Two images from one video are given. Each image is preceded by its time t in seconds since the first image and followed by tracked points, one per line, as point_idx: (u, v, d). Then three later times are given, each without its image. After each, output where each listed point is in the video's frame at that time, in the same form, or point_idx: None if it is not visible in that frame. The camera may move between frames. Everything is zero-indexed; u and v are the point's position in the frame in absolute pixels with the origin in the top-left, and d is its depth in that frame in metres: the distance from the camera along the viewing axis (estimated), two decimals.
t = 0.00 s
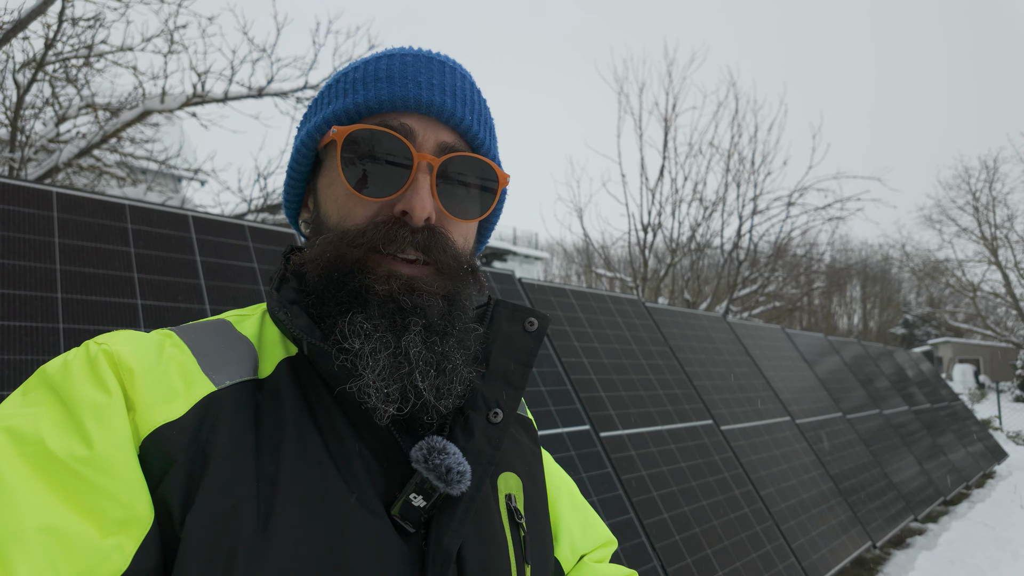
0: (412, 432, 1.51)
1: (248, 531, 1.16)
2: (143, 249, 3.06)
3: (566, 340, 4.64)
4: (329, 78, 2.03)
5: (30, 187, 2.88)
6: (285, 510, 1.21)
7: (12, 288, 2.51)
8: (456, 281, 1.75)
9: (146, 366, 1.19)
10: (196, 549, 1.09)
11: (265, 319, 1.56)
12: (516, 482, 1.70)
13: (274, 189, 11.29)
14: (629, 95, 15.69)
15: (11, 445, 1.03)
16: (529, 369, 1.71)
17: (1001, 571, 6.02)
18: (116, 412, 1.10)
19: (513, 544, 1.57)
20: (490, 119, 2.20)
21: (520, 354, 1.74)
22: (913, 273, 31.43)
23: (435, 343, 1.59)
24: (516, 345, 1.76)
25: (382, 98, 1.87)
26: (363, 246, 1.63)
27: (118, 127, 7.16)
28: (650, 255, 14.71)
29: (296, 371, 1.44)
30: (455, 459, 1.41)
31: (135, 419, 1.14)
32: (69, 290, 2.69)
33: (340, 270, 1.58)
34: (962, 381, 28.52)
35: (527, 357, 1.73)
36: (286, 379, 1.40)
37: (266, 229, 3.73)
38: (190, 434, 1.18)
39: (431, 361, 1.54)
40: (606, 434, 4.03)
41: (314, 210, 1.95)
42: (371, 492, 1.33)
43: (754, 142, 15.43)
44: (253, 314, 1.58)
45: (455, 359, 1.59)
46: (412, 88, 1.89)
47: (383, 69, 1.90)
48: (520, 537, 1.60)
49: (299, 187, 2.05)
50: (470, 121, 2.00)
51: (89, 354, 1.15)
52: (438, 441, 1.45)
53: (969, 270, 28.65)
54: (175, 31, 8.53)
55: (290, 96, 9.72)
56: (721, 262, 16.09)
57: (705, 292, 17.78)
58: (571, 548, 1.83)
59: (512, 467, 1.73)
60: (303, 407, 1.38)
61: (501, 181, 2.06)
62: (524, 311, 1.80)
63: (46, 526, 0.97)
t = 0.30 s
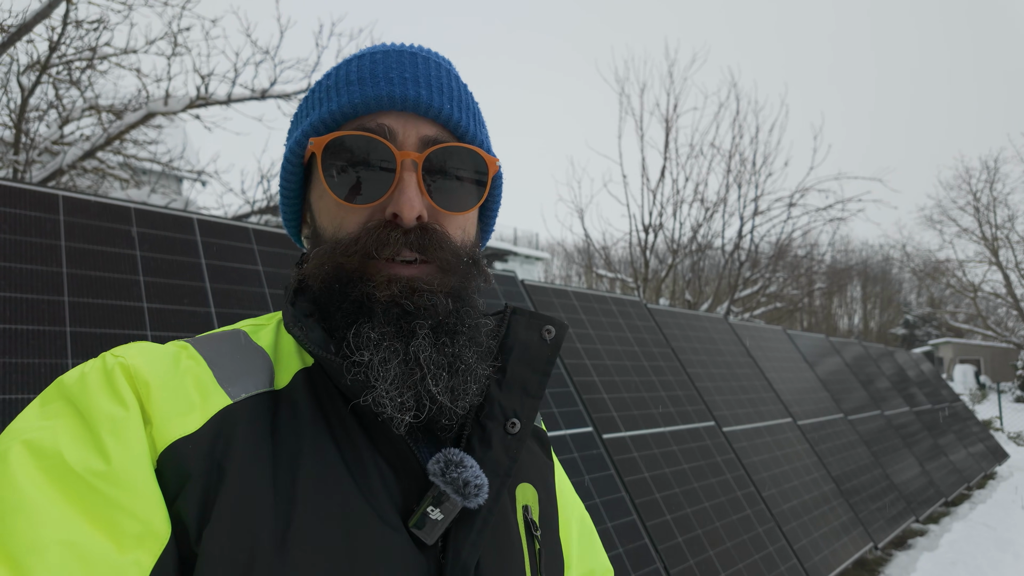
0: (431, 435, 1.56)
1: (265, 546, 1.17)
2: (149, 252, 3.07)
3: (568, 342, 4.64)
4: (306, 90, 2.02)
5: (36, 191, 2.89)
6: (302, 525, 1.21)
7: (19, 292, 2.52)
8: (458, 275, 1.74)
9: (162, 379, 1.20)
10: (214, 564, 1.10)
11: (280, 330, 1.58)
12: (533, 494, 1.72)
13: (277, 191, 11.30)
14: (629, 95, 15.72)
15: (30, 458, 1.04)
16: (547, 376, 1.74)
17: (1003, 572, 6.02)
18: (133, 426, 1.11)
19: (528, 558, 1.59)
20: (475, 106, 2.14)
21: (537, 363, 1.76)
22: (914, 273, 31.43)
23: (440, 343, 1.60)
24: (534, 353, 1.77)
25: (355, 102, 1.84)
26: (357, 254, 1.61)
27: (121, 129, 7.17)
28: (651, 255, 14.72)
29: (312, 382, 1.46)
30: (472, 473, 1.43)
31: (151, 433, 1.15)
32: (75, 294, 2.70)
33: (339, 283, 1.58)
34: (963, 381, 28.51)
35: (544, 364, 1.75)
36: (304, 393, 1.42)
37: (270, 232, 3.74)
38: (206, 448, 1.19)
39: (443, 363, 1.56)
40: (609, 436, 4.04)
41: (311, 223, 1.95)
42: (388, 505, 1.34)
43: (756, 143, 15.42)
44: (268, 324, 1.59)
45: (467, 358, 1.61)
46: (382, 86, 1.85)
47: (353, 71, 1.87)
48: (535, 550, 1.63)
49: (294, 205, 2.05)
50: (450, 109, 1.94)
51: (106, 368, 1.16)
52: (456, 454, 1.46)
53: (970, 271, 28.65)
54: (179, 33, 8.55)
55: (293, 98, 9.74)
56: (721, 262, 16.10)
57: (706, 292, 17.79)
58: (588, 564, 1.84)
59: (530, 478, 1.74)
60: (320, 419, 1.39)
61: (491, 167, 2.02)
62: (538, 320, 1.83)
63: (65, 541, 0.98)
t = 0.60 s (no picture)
0: (446, 435, 1.58)
1: (281, 544, 1.18)
2: (155, 255, 3.09)
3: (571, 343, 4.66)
4: (330, 87, 2.05)
5: (43, 195, 2.91)
6: (317, 523, 1.23)
7: (27, 294, 2.54)
8: (476, 277, 1.74)
9: (186, 372, 1.21)
10: (231, 559, 1.11)
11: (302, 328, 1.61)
12: (551, 499, 1.76)
13: (279, 193, 11.32)
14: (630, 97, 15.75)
15: (62, 446, 1.06)
16: (566, 383, 1.78)
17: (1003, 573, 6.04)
18: (159, 417, 1.12)
19: (544, 562, 1.62)
20: (499, 103, 2.15)
21: (557, 368, 1.80)
22: (915, 273, 31.47)
23: (455, 345, 1.61)
24: (556, 359, 1.82)
25: (375, 100, 1.86)
26: (375, 254, 1.63)
27: (125, 131, 7.20)
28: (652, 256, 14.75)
29: (332, 378, 1.49)
30: (486, 476, 1.45)
31: (175, 424, 1.16)
32: (83, 296, 2.72)
33: (356, 282, 1.60)
34: (962, 381, 28.54)
35: (565, 370, 1.80)
36: (325, 388, 1.45)
37: (274, 234, 3.76)
38: (226, 442, 1.20)
39: (456, 368, 1.56)
40: (610, 437, 4.06)
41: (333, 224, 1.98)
42: (405, 507, 1.36)
43: (756, 144, 15.45)
44: (290, 322, 1.62)
45: (481, 363, 1.62)
46: (403, 84, 1.86)
47: (375, 70, 1.89)
48: (550, 555, 1.66)
49: (318, 204, 2.09)
50: (471, 107, 1.95)
51: (133, 359, 1.18)
52: (471, 456, 1.49)
53: (969, 271, 28.68)
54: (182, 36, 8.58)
55: (296, 100, 9.76)
56: (722, 263, 16.12)
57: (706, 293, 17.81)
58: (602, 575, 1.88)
59: (547, 482, 1.78)
60: (341, 419, 1.42)
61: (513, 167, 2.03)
62: (560, 322, 1.86)
63: (97, 526, 1.01)
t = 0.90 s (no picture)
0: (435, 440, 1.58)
1: (264, 543, 1.19)
2: (154, 254, 3.10)
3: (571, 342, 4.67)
4: (347, 71, 2.05)
5: (42, 194, 2.92)
6: (302, 523, 1.24)
7: (26, 294, 2.55)
8: (478, 283, 1.75)
9: (176, 365, 1.22)
10: (213, 556, 1.12)
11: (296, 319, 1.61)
12: (544, 499, 1.74)
13: (279, 193, 11.32)
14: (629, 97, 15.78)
15: (51, 436, 1.07)
16: (563, 387, 1.77)
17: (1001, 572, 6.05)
18: (150, 411, 1.13)
19: (532, 564, 1.62)
20: (519, 103, 2.15)
21: (557, 369, 1.80)
22: (914, 273, 31.49)
23: (451, 350, 1.62)
24: (554, 361, 1.81)
25: (391, 92, 1.87)
26: (378, 253, 1.64)
27: (125, 131, 7.21)
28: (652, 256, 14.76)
29: (323, 373, 1.50)
30: (473, 481, 1.44)
31: (164, 418, 1.17)
32: (83, 295, 2.73)
33: (356, 278, 1.60)
34: (962, 381, 28.55)
35: (562, 372, 1.79)
36: (315, 384, 1.46)
37: (274, 233, 3.77)
38: (213, 437, 1.21)
39: (449, 374, 1.57)
40: (609, 436, 4.07)
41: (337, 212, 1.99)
42: (390, 508, 1.36)
43: (755, 143, 15.47)
44: (284, 313, 1.63)
45: (476, 370, 1.62)
46: (422, 79, 1.87)
47: (394, 60, 1.89)
48: (540, 557, 1.65)
49: (323, 187, 2.10)
50: (491, 109, 1.95)
51: (123, 351, 1.19)
52: (459, 460, 1.48)
53: (968, 270, 28.70)
54: (182, 36, 8.59)
55: (296, 100, 9.77)
56: (721, 263, 16.13)
57: (705, 293, 17.83)
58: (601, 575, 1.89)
59: (542, 482, 1.77)
60: (329, 418, 1.42)
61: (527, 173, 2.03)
62: (561, 325, 1.87)
63: (86, 517, 1.02)
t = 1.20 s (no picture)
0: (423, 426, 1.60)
1: (258, 543, 1.19)
2: (155, 255, 3.10)
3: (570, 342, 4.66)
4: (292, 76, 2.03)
5: (43, 194, 2.92)
6: (293, 523, 1.24)
7: (27, 295, 2.55)
8: (452, 265, 1.73)
9: (162, 375, 1.22)
10: (207, 557, 1.12)
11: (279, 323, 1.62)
12: (541, 489, 1.74)
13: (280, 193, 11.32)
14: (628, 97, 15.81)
15: (39, 451, 1.07)
16: (553, 373, 1.75)
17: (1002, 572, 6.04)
18: (136, 421, 1.14)
19: (532, 555, 1.61)
20: (466, 80, 2.11)
21: (546, 355, 1.78)
22: (914, 273, 31.48)
23: (430, 336, 1.60)
24: (541, 349, 1.79)
25: (332, 85, 1.84)
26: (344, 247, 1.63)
27: (126, 131, 7.21)
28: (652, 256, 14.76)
29: (311, 376, 1.52)
30: (464, 473, 1.42)
31: (151, 428, 1.17)
32: (84, 296, 2.72)
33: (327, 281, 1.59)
34: (963, 381, 28.52)
35: (550, 360, 1.77)
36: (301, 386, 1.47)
37: (275, 234, 3.77)
38: (201, 442, 1.22)
39: (430, 358, 1.57)
40: (610, 436, 4.06)
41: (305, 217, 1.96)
42: (381, 504, 1.36)
43: (755, 144, 15.46)
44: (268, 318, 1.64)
45: (457, 352, 1.63)
46: (360, 67, 1.84)
47: (332, 55, 1.87)
48: (540, 547, 1.65)
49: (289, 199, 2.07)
50: (434, 86, 1.91)
51: (108, 364, 1.19)
52: (448, 453, 1.46)
53: (969, 270, 28.70)
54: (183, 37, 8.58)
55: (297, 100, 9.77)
56: (721, 263, 16.12)
57: (705, 293, 17.84)
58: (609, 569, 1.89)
59: (537, 473, 1.76)
60: (318, 416, 1.43)
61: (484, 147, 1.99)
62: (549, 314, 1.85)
63: (78, 528, 1.02)
